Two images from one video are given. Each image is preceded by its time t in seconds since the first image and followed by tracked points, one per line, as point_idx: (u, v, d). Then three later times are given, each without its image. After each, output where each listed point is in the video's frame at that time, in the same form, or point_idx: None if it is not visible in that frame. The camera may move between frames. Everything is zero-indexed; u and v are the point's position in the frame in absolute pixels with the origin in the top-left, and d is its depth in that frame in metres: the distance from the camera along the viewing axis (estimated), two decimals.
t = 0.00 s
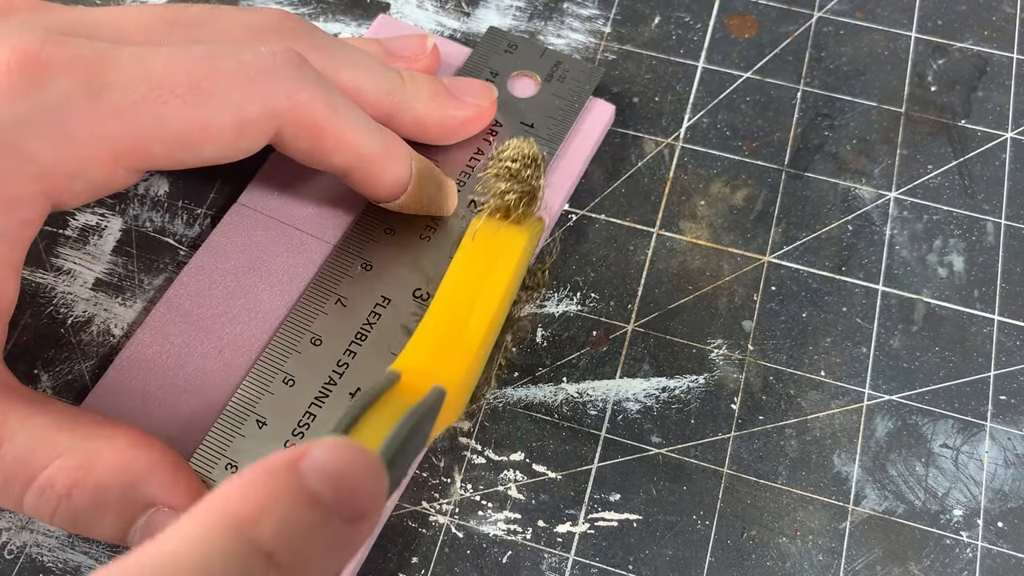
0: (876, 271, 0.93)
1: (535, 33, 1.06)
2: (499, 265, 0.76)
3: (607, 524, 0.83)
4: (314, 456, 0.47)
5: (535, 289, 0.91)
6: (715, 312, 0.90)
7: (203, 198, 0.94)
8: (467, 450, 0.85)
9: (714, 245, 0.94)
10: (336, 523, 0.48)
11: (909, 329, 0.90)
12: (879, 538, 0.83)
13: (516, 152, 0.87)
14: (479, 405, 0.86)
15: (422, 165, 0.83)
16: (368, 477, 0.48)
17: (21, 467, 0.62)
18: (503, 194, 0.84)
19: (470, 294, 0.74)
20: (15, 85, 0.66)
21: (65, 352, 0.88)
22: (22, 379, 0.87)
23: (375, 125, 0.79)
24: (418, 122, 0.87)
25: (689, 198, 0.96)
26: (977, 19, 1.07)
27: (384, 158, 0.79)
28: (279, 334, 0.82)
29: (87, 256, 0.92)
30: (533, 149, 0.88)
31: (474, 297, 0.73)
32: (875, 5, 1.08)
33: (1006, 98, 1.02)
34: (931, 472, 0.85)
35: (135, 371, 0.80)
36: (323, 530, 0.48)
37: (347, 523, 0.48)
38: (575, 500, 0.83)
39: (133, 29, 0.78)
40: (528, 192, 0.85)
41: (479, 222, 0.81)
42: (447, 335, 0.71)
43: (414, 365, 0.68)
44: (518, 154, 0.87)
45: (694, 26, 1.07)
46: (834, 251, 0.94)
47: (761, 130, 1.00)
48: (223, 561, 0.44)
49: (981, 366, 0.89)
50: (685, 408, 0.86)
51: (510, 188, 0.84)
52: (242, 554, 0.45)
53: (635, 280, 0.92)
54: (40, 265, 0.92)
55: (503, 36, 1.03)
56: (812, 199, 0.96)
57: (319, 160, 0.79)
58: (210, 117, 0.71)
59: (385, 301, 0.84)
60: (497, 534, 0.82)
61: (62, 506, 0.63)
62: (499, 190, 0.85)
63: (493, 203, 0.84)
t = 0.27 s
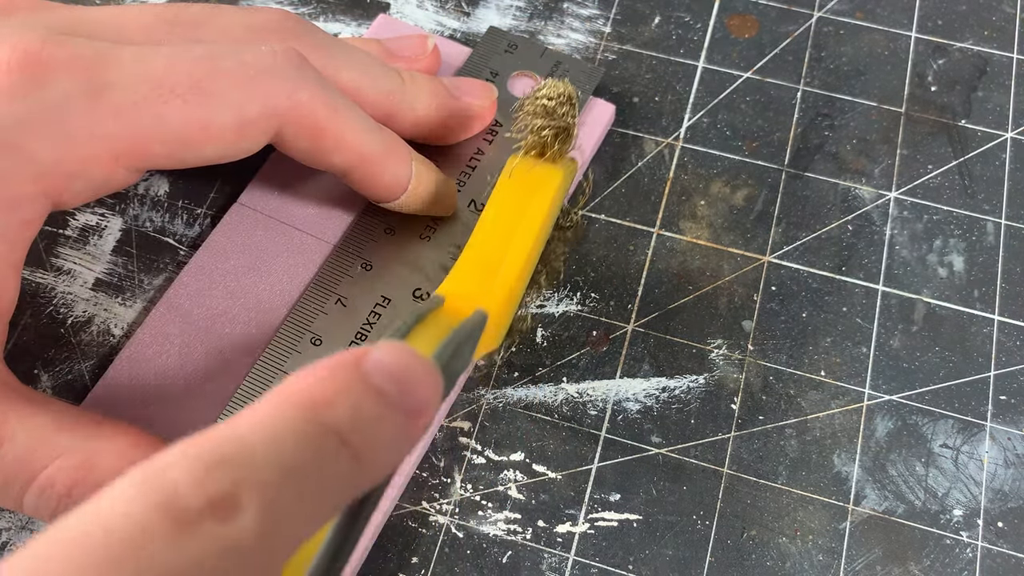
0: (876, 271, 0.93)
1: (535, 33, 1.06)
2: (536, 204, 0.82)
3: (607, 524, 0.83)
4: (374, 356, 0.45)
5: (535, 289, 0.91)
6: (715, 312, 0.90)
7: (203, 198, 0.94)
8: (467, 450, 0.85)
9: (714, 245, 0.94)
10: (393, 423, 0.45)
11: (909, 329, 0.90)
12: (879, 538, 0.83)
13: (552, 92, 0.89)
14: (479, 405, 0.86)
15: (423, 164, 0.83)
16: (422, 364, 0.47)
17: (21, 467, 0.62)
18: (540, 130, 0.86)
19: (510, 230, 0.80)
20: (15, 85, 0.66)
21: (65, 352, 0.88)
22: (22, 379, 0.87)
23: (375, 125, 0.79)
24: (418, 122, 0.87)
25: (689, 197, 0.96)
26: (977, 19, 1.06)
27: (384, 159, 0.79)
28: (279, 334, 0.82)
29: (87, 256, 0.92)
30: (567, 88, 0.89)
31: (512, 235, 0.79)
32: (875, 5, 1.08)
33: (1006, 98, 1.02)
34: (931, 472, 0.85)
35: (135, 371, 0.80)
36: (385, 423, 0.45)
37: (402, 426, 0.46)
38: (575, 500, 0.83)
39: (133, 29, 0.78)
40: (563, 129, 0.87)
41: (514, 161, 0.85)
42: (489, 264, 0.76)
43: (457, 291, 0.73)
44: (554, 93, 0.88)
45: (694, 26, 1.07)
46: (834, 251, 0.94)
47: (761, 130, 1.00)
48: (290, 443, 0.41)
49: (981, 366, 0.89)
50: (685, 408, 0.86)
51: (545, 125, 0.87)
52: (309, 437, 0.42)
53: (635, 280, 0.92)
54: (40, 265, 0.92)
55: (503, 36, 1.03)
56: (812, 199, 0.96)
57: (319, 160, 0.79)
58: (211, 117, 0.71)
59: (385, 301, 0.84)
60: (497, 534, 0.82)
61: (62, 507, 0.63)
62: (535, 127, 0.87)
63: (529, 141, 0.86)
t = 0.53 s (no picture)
0: (876, 271, 0.93)
1: (535, 33, 1.06)
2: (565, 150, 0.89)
3: (607, 524, 0.83)
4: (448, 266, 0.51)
5: (535, 290, 0.91)
6: (715, 312, 0.90)
7: (203, 198, 0.94)
8: (467, 450, 0.85)
9: (714, 245, 0.94)
10: (456, 318, 0.49)
11: (909, 329, 0.90)
12: (880, 538, 0.83)
13: (590, 31, 0.94)
14: (479, 404, 0.86)
15: (422, 164, 0.83)
16: (478, 268, 0.53)
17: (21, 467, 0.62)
18: (579, 68, 0.92)
19: (547, 165, 0.88)
20: (15, 84, 0.66)
21: (65, 353, 0.88)
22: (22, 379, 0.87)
23: (375, 125, 0.79)
24: (418, 122, 0.87)
25: (689, 197, 0.96)
26: (977, 19, 1.06)
27: (384, 159, 0.79)
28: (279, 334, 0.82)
29: (87, 256, 0.92)
30: (603, 28, 0.95)
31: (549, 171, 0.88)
32: (875, 5, 1.08)
33: (1006, 98, 1.02)
34: (931, 472, 0.85)
35: (135, 372, 0.80)
36: (450, 317, 0.49)
37: (464, 322, 0.50)
38: (575, 499, 0.83)
39: (133, 29, 0.78)
40: (596, 68, 0.92)
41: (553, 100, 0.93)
42: (531, 195, 0.86)
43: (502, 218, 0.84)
44: (592, 32, 0.94)
45: (694, 27, 1.07)
46: (834, 251, 0.94)
47: (761, 130, 1.00)
48: (373, 323, 0.46)
49: (981, 366, 0.89)
50: (685, 409, 0.86)
51: (584, 62, 0.92)
52: (387, 321, 0.46)
53: (635, 280, 0.92)
54: (39, 265, 0.92)
55: (503, 36, 1.03)
56: (812, 199, 0.96)
57: (319, 160, 0.79)
58: (211, 117, 0.71)
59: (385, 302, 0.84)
60: (497, 534, 0.82)
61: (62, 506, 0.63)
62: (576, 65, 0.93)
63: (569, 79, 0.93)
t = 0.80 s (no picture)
0: (876, 272, 0.93)
1: (535, 33, 1.06)
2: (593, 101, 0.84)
3: (607, 525, 0.83)
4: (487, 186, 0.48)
5: (535, 290, 0.91)
6: (715, 312, 0.90)
7: (203, 198, 0.94)
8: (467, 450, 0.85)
9: (714, 245, 0.94)
10: (498, 236, 0.46)
11: (909, 329, 0.90)
12: (880, 538, 0.83)
13: None
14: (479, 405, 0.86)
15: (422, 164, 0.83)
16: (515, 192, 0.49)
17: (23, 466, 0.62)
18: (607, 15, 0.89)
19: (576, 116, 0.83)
20: (16, 85, 0.66)
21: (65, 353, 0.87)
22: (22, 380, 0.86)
23: (376, 126, 0.78)
24: (418, 122, 0.87)
25: (689, 197, 0.96)
26: (976, 19, 1.06)
27: (386, 160, 0.79)
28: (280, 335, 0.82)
29: (87, 256, 0.92)
30: None
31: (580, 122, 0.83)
32: (875, 5, 1.08)
33: (1006, 98, 1.02)
34: (931, 472, 0.85)
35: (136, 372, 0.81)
36: (494, 229, 0.46)
37: (503, 243, 0.46)
38: (575, 500, 0.83)
39: (134, 29, 0.78)
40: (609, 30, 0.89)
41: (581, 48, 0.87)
42: (562, 139, 0.81)
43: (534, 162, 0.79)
44: None
45: (695, 27, 1.07)
46: (834, 252, 0.94)
47: (761, 130, 1.00)
48: (419, 226, 0.43)
49: (981, 366, 0.89)
50: (685, 409, 0.86)
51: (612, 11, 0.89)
52: (434, 228, 0.43)
53: (635, 281, 0.92)
54: (39, 265, 0.92)
55: (503, 36, 1.03)
56: (812, 199, 0.96)
57: (320, 161, 0.79)
58: (212, 118, 0.71)
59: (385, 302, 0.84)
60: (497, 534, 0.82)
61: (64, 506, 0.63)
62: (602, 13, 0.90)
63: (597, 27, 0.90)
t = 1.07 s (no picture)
0: (877, 272, 0.93)
1: (534, 33, 1.06)
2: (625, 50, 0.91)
3: (607, 525, 0.83)
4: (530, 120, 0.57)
5: (535, 289, 0.91)
6: (715, 312, 0.90)
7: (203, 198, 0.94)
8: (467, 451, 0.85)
9: (715, 245, 0.94)
10: (541, 155, 0.54)
11: (910, 329, 0.90)
12: (880, 538, 0.83)
13: None
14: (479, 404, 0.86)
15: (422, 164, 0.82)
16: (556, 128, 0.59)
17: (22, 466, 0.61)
18: None
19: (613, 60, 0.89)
20: (16, 85, 0.67)
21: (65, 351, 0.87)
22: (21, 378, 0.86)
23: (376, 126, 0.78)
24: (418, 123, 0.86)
25: (689, 197, 0.96)
26: (977, 19, 1.06)
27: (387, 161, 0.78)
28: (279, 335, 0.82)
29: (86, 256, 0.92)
30: None
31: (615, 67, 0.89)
32: (875, 5, 1.08)
33: (1007, 98, 1.02)
34: (932, 472, 0.85)
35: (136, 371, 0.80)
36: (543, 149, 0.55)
37: (544, 162, 0.54)
38: (575, 500, 0.83)
39: (133, 28, 0.78)
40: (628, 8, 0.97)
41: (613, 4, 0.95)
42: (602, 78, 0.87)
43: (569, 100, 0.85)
44: None
45: (695, 27, 1.07)
46: (834, 252, 0.94)
47: (761, 130, 1.00)
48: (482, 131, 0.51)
49: (981, 366, 0.89)
50: (685, 409, 0.86)
51: None
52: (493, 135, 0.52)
53: (635, 281, 0.92)
54: (38, 266, 0.91)
55: (503, 36, 1.03)
56: (812, 199, 0.96)
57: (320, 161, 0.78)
58: (212, 118, 0.70)
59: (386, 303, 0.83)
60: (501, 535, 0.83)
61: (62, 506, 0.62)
62: None
63: None
